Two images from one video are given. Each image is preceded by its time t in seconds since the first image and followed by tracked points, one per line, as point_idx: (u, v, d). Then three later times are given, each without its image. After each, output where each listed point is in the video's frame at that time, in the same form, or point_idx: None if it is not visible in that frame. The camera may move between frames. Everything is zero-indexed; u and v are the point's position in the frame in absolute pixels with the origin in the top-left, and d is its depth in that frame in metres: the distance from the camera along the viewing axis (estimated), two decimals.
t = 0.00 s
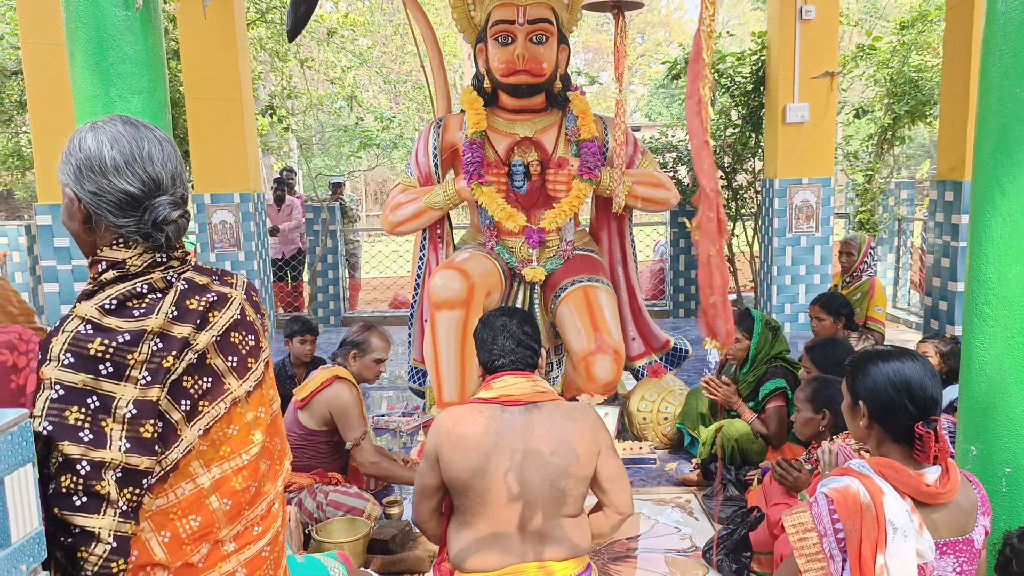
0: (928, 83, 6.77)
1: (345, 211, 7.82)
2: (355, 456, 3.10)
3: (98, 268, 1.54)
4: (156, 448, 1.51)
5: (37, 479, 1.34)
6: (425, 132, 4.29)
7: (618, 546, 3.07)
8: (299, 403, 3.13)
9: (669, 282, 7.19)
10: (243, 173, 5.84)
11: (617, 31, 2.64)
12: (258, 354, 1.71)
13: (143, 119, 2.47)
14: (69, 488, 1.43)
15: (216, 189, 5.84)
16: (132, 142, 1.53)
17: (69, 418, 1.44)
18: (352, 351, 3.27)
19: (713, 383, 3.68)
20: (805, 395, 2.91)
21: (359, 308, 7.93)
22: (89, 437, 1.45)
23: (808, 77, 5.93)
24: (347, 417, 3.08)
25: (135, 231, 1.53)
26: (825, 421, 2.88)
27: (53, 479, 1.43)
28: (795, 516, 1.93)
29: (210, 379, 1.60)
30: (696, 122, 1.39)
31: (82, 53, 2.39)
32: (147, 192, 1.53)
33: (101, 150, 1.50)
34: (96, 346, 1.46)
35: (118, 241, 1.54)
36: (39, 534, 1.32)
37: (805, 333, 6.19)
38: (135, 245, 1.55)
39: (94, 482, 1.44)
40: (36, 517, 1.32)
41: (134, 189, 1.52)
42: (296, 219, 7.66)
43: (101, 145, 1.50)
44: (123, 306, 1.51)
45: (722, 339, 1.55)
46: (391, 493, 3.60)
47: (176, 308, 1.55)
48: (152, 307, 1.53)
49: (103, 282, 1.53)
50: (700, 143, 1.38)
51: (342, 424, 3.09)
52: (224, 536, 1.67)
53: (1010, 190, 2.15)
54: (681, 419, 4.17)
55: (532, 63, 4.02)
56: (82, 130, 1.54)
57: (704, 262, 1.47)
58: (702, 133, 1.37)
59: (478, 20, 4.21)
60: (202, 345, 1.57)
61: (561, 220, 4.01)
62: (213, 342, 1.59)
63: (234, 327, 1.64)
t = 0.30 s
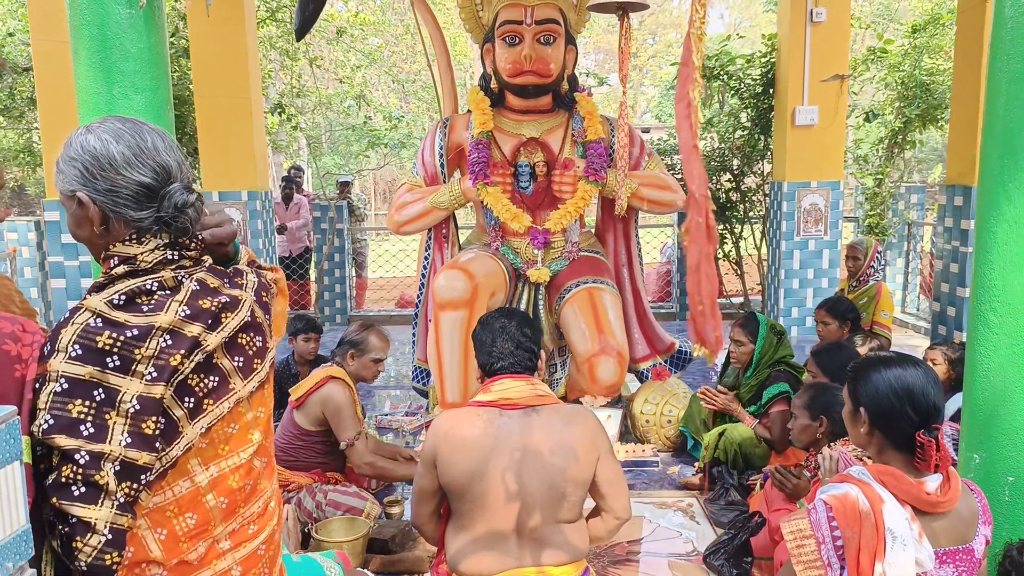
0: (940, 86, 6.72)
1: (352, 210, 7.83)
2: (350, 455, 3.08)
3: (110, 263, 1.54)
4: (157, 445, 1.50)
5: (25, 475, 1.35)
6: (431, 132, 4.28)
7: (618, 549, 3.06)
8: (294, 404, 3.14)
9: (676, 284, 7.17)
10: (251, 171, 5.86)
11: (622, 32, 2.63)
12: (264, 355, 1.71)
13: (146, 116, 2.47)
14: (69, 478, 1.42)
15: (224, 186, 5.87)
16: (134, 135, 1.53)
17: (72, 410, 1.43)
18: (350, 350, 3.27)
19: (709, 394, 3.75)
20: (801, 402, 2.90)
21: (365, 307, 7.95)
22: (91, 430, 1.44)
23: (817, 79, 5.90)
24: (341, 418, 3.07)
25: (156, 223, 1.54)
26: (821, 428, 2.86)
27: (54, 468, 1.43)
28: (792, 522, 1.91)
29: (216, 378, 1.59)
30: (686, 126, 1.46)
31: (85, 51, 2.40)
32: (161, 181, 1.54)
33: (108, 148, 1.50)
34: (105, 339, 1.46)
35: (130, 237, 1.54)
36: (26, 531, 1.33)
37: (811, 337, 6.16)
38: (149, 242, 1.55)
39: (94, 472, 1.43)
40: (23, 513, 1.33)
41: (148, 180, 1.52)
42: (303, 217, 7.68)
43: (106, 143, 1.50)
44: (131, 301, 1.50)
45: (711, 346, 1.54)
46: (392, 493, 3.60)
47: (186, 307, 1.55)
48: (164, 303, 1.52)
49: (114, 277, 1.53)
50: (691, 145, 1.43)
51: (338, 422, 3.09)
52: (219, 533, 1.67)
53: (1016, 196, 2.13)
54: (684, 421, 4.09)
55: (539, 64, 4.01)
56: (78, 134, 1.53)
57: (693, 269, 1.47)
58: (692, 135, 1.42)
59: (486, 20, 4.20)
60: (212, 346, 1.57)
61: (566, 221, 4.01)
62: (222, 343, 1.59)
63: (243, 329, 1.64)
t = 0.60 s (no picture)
0: (952, 91, 6.67)
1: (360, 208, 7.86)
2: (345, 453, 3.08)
3: (107, 263, 1.55)
4: (145, 444, 1.51)
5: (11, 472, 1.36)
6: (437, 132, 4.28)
7: (618, 552, 3.05)
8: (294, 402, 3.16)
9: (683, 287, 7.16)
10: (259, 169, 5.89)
11: (626, 34, 2.62)
12: (258, 354, 1.72)
13: (148, 116, 2.49)
14: (52, 472, 1.42)
15: (233, 185, 5.90)
16: (138, 130, 1.56)
17: (61, 406, 1.43)
18: (350, 349, 3.27)
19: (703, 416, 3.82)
20: (807, 407, 2.88)
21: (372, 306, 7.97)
22: (79, 427, 1.44)
23: (828, 83, 5.86)
24: (338, 415, 3.07)
25: (164, 214, 1.56)
26: (826, 434, 2.85)
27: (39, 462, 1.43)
28: (789, 530, 1.90)
29: (209, 378, 1.60)
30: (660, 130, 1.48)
31: (88, 50, 2.42)
32: (167, 173, 1.57)
33: (114, 142, 1.52)
34: (96, 337, 1.46)
35: (130, 237, 1.55)
36: (13, 527, 1.35)
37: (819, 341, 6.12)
38: (148, 242, 1.57)
39: (78, 468, 1.43)
40: (10, 510, 1.34)
41: (155, 172, 1.55)
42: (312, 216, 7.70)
43: (112, 139, 1.52)
44: (125, 300, 1.51)
45: (684, 352, 1.53)
46: (393, 493, 3.61)
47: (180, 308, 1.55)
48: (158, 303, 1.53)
49: (110, 276, 1.54)
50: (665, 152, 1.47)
51: (335, 420, 3.09)
52: (206, 533, 1.67)
53: (1019, 203, 2.11)
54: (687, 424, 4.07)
55: (546, 65, 4.00)
56: (82, 133, 1.54)
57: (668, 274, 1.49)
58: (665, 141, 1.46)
59: (494, 21, 4.20)
60: (204, 346, 1.57)
61: (572, 222, 4.01)
62: (215, 343, 1.60)
63: (237, 329, 1.65)
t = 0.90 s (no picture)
0: (964, 92, 6.62)
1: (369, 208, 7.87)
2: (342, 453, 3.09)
3: (116, 261, 1.55)
4: (154, 438, 1.51)
5: (14, 468, 1.37)
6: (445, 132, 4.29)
7: (623, 554, 3.04)
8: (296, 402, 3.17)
9: (691, 289, 7.13)
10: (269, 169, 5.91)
11: (632, 34, 2.62)
12: (259, 348, 1.73)
13: (155, 115, 2.51)
14: (51, 465, 1.43)
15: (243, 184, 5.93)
16: (156, 130, 1.58)
17: (69, 399, 1.44)
18: (351, 348, 3.29)
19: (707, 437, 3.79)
20: (819, 409, 2.86)
21: (380, 305, 7.99)
22: (86, 419, 1.45)
23: (838, 84, 5.83)
24: (337, 414, 3.07)
25: (183, 211, 1.60)
26: (836, 436, 2.84)
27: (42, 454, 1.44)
28: (793, 533, 1.89)
29: (215, 372, 1.61)
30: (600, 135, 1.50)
31: (96, 50, 2.43)
32: (186, 171, 1.61)
33: (138, 141, 1.54)
34: (108, 331, 1.47)
35: (140, 234, 1.56)
36: (15, 522, 1.35)
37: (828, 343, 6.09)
38: (156, 240, 1.57)
39: (77, 463, 1.44)
40: (13, 506, 1.35)
41: (175, 171, 1.58)
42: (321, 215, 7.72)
43: (135, 137, 1.54)
44: (137, 296, 1.52)
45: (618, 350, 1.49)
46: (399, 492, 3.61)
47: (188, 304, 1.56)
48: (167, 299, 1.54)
49: (119, 273, 1.54)
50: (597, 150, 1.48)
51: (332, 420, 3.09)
52: (208, 525, 1.67)
53: None
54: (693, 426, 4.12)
55: (554, 65, 4.00)
56: (98, 128, 1.54)
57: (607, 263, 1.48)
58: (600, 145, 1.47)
59: (502, 22, 4.20)
60: (209, 340, 1.58)
61: (579, 223, 4.00)
62: (220, 337, 1.61)
63: (239, 323, 1.67)
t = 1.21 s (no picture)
0: (976, 89, 6.58)
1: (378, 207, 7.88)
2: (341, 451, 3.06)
3: (143, 252, 1.55)
4: (195, 422, 1.51)
5: (31, 466, 1.36)
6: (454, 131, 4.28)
7: (634, 553, 3.03)
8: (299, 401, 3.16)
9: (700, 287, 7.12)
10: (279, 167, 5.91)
11: (645, 31, 2.60)
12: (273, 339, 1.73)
13: (167, 112, 2.51)
14: (92, 446, 1.43)
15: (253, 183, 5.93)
16: (192, 129, 1.62)
17: (113, 380, 1.43)
18: (353, 346, 3.29)
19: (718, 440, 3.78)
20: (835, 408, 2.83)
21: (389, 304, 8.00)
22: (129, 400, 1.45)
23: (849, 81, 5.80)
24: (336, 414, 3.05)
25: (211, 207, 1.64)
26: (851, 435, 2.81)
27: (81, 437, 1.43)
28: (810, 533, 1.88)
29: (241, 357, 1.61)
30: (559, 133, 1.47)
31: (109, 47, 2.43)
32: (215, 170, 1.65)
33: (181, 139, 1.57)
34: (149, 315, 1.47)
35: (164, 227, 1.56)
36: (34, 519, 1.35)
37: (839, 342, 6.05)
38: (180, 232, 1.58)
39: (119, 445, 1.44)
40: (31, 502, 1.34)
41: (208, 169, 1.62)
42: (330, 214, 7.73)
43: (177, 135, 1.57)
44: (170, 283, 1.52)
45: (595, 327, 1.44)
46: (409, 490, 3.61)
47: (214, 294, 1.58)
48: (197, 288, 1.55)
49: (148, 263, 1.53)
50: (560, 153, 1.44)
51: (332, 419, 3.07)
52: (236, 513, 1.66)
53: None
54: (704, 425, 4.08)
55: (564, 63, 3.99)
56: (139, 122, 1.54)
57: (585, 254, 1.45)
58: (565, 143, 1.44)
59: (511, 20, 4.18)
60: (236, 328, 1.59)
61: (589, 221, 3.99)
62: (243, 325, 1.62)
63: (256, 311, 1.67)
